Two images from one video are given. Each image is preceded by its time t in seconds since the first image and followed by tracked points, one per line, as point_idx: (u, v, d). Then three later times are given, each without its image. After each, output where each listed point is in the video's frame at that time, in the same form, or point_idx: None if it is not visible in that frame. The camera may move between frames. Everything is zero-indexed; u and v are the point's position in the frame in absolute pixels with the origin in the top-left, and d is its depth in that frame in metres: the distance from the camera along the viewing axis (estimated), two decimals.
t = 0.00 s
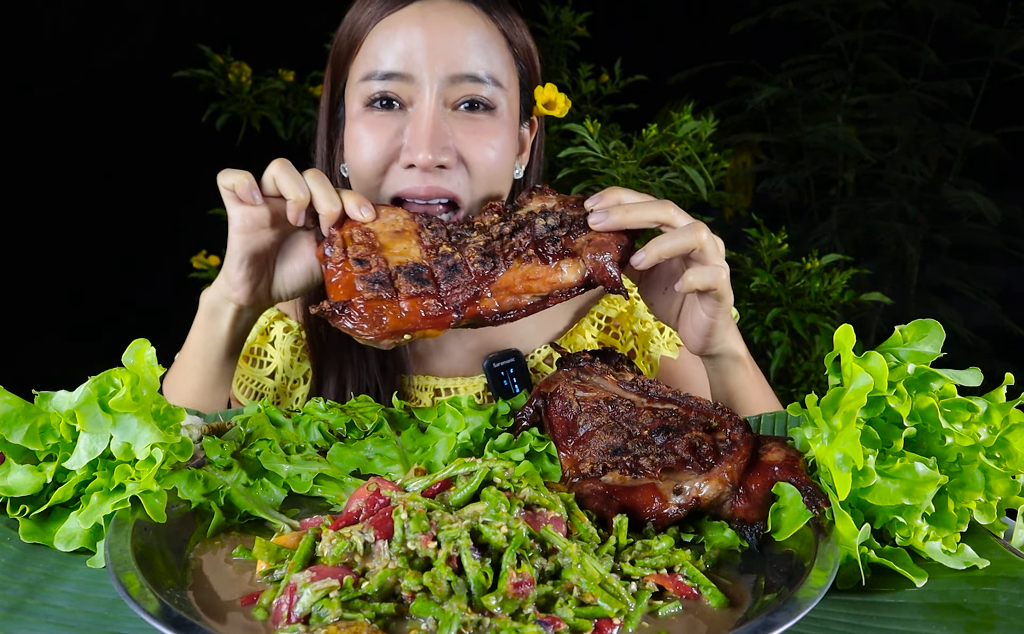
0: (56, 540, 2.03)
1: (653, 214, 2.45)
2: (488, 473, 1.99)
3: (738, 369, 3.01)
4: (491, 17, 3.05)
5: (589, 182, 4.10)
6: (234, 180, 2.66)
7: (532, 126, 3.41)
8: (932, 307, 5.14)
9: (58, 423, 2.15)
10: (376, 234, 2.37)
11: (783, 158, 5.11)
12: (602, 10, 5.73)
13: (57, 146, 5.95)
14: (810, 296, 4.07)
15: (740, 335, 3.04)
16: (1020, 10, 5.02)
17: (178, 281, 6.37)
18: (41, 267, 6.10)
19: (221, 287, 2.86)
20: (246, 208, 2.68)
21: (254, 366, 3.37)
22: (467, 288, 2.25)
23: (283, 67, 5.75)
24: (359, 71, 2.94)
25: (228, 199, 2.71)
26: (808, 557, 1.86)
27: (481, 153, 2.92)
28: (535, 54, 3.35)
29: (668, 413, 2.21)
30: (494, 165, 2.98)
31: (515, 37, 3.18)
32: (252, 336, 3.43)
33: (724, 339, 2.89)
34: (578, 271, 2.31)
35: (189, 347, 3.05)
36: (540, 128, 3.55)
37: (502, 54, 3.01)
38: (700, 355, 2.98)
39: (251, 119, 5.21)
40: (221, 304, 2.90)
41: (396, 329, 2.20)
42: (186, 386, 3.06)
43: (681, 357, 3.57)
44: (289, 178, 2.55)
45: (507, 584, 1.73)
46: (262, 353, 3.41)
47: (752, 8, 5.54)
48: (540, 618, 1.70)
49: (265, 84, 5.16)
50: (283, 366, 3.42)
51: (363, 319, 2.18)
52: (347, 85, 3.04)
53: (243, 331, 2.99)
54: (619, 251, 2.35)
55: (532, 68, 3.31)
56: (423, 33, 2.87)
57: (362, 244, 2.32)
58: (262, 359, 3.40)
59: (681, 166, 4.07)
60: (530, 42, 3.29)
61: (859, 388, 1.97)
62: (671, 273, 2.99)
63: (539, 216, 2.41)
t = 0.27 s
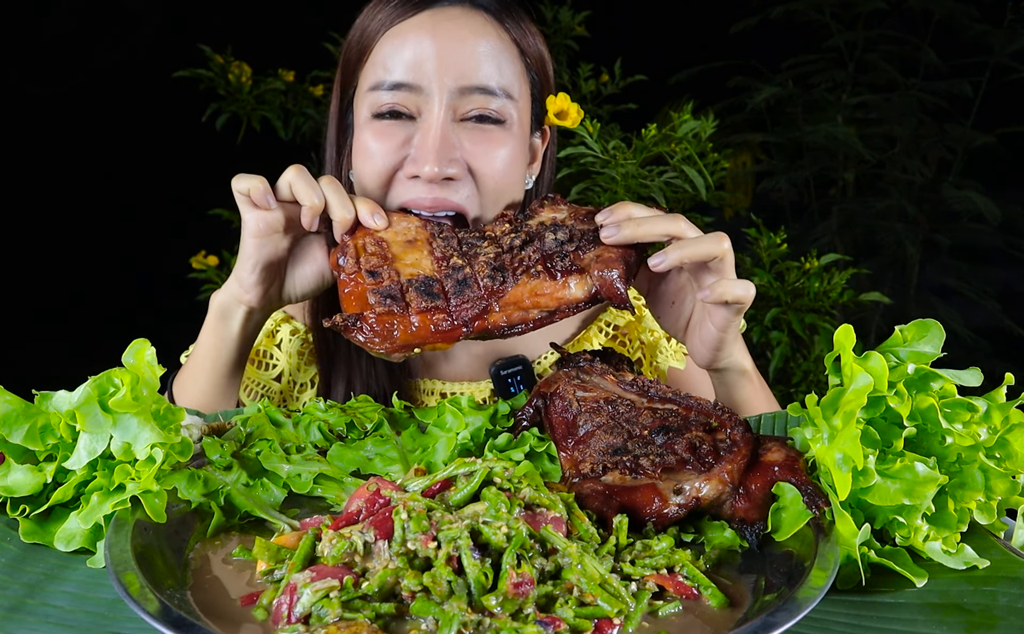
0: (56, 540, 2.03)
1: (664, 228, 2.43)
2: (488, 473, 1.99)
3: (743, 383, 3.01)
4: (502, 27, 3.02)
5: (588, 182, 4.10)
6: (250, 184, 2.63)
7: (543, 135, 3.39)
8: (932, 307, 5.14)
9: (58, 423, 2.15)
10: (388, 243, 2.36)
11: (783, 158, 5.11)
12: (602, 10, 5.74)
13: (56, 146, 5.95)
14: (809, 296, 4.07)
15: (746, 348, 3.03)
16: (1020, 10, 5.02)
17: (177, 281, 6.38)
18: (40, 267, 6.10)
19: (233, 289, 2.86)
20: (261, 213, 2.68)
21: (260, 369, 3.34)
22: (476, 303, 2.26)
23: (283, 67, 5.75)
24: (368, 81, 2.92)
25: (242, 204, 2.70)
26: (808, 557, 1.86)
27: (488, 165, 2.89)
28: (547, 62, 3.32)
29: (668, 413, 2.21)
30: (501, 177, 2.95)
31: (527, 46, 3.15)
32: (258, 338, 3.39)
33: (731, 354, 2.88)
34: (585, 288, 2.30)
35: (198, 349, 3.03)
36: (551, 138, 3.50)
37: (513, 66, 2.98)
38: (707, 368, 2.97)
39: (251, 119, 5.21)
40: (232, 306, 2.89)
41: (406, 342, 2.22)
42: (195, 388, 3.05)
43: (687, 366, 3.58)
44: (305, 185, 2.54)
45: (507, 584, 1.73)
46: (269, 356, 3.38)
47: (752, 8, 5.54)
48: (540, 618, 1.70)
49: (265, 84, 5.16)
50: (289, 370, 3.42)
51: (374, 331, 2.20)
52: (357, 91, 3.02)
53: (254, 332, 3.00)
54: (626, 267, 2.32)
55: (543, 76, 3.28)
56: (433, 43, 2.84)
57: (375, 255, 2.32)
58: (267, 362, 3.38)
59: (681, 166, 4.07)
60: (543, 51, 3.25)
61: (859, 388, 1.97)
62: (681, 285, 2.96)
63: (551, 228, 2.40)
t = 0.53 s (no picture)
0: (56, 540, 2.03)
1: (678, 243, 2.40)
2: (488, 473, 1.99)
3: (750, 395, 3.01)
4: (505, 40, 2.99)
5: (588, 182, 4.11)
6: (262, 193, 2.64)
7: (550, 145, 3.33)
8: (932, 308, 5.14)
9: (58, 423, 2.15)
10: (398, 258, 2.37)
11: (782, 157, 5.11)
12: (601, 10, 5.74)
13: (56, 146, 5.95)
14: (809, 296, 4.07)
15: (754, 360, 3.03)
16: (1020, 10, 5.02)
17: (177, 280, 6.38)
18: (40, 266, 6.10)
19: (239, 296, 2.87)
20: (271, 222, 2.68)
21: (264, 370, 3.31)
22: (484, 322, 2.26)
23: (283, 67, 5.75)
24: (367, 93, 2.91)
25: (253, 214, 2.69)
26: (808, 557, 1.86)
27: (485, 181, 2.86)
28: (554, 72, 3.28)
29: (668, 413, 2.21)
30: (499, 192, 2.91)
31: (531, 58, 3.10)
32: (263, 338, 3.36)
33: (740, 367, 2.87)
34: (593, 306, 2.29)
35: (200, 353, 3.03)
36: (558, 147, 3.47)
37: (513, 80, 2.95)
38: (715, 380, 2.96)
39: (251, 119, 5.21)
40: (238, 312, 2.91)
41: (414, 362, 2.23)
42: (198, 393, 3.03)
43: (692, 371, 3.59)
44: (316, 194, 2.55)
45: (507, 584, 1.73)
46: (273, 357, 3.35)
47: (752, 8, 5.54)
48: (540, 619, 1.70)
49: (265, 84, 5.17)
50: (292, 371, 3.41)
51: (383, 350, 2.21)
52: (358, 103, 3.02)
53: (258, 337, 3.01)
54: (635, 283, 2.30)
55: (549, 88, 3.23)
56: (432, 57, 2.81)
57: (384, 271, 2.32)
58: (270, 362, 3.35)
59: (680, 167, 4.06)
60: (547, 63, 3.21)
61: (859, 388, 1.97)
62: (690, 299, 2.93)
63: (561, 243, 2.38)
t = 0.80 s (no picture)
0: (56, 540, 2.03)
1: (684, 250, 2.38)
2: (488, 473, 1.99)
3: (758, 394, 3.02)
4: (515, 49, 2.97)
5: (588, 182, 4.11)
6: (262, 202, 2.67)
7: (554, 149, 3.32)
8: (932, 307, 5.13)
9: (58, 423, 2.15)
10: (404, 276, 2.36)
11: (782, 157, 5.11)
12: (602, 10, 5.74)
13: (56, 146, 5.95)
14: (809, 297, 4.07)
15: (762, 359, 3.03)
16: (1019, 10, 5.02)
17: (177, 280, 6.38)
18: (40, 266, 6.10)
19: (240, 302, 2.87)
20: (273, 229, 2.70)
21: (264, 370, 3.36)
22: (491, 344, 2.26)
23: (283, 67, 5.76)
24: (374, 99, 2.90)
25: (254, 224, 2.72)
26: (808, 557, 1.86)
27: (490, 191, 2.91)
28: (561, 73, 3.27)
29: (668, 413, 2.21)
30: (504, 201, 2.96)
31: (539, 64, 3.08)
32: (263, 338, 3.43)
33: (750, 367, 2.87)
34: (598, 318, 2.29)
35: (201, 358, 3.02)
36: (562, 149, 3.45)
37: (522, 91, 2.95)
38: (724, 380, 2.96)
39: (251, 119, 5.21)
40: (239, 317, 2.91)
41: (427, 387, 2.29)
42: (199, 396, 3.03)
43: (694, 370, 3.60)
44: (321, 203, 2.58)
45: (507, 584, 1.73)
46: (272, 356, 3.42)
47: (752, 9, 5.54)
48: (540, 619, 1.70)
49: (265, 84, 5.17)
50: (292, 371, 3.43)
51: (396, 377, 2.28)
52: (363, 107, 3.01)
53: (258, 343, 3.01)
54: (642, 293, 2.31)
55: (556, 94, 3.21)
56: (441, 69, 2.81)
57: (391, 292, 2.33)
58: (270, 362, 3.41)
59: (680, 167, 4.06)
60: (555, 68, 3.19)
61: (859, 388, 1.97)
62: (698, 302, 2.91)
63: (566, 252, 2.33)
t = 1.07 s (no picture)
0: (56, 540, 2.03)
1: (682, 232, 2.39)
2: (488, 473, 1.99)
3: (751, 382, 3.01)
4: (514, 48, 2.98)
5: (588, 182, 4.14)
6: (251, 196, 2.66)
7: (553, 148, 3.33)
8: (931, 307, 5.13)
9: (58, 423, 2.15)
10: (405, 264, 2.36)
11: (782, 157, 5.12)
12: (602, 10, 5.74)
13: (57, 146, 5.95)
14: (809, 296, 4.07)
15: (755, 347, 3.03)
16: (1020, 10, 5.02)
17: (177, 281, 6.39)
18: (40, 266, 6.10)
19: (233, 302, 2.88)
20: (264, 225, 2.70)
21: (263, 366, 3.34)
22: (496, 323, 2.25)
23: (283, 67, 5.76)
24: (374, 100, 2.90)
25: (245, 218, 2.71)
26: (807, 557, 1.86)
27: (492, 191, 2.91)
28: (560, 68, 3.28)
29: (668, 413, 2.21)
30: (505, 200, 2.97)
31: (538, 63, 3.09)
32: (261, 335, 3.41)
33: (742, 353, 2.88)
34: (604, 298, 2.28)
35: (194, 358, 3.03)
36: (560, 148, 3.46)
37: (523, 89, 2.95)
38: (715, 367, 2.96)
39: (251, 119, 5.21)
40: (232, 318, 2.92)
41: (427, 367, 2.23)
42: (194, 395, 3.02)
43: (693, 365, 3.58)
44: (315, 197, 2.61)
45: (507, 584, 1.73)
46: (271, 353, 3.40)
47: (753, 9, 5.54)
48: (540, 618, 1.70)
49: (265, 84, 5.17)
50: (290, 368, 3.43)
51: (395, 356, 2.22)
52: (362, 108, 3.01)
53: (252, 345, 3.01)
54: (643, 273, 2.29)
55: (555, 93, 3.22)
56: (441, 69, 2.81)
57: (392, 277, 2.31)
58: (269, 359, 3.39)
59: (680, 166, 4.07)
60: (554, 67, 3.19)
61: (859, 388, 1.98)
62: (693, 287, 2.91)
63: (567, 235, 2.36)
